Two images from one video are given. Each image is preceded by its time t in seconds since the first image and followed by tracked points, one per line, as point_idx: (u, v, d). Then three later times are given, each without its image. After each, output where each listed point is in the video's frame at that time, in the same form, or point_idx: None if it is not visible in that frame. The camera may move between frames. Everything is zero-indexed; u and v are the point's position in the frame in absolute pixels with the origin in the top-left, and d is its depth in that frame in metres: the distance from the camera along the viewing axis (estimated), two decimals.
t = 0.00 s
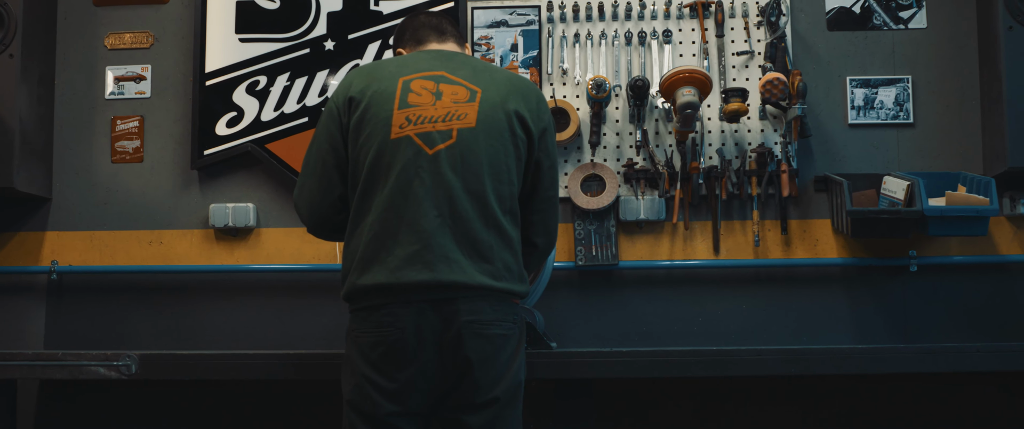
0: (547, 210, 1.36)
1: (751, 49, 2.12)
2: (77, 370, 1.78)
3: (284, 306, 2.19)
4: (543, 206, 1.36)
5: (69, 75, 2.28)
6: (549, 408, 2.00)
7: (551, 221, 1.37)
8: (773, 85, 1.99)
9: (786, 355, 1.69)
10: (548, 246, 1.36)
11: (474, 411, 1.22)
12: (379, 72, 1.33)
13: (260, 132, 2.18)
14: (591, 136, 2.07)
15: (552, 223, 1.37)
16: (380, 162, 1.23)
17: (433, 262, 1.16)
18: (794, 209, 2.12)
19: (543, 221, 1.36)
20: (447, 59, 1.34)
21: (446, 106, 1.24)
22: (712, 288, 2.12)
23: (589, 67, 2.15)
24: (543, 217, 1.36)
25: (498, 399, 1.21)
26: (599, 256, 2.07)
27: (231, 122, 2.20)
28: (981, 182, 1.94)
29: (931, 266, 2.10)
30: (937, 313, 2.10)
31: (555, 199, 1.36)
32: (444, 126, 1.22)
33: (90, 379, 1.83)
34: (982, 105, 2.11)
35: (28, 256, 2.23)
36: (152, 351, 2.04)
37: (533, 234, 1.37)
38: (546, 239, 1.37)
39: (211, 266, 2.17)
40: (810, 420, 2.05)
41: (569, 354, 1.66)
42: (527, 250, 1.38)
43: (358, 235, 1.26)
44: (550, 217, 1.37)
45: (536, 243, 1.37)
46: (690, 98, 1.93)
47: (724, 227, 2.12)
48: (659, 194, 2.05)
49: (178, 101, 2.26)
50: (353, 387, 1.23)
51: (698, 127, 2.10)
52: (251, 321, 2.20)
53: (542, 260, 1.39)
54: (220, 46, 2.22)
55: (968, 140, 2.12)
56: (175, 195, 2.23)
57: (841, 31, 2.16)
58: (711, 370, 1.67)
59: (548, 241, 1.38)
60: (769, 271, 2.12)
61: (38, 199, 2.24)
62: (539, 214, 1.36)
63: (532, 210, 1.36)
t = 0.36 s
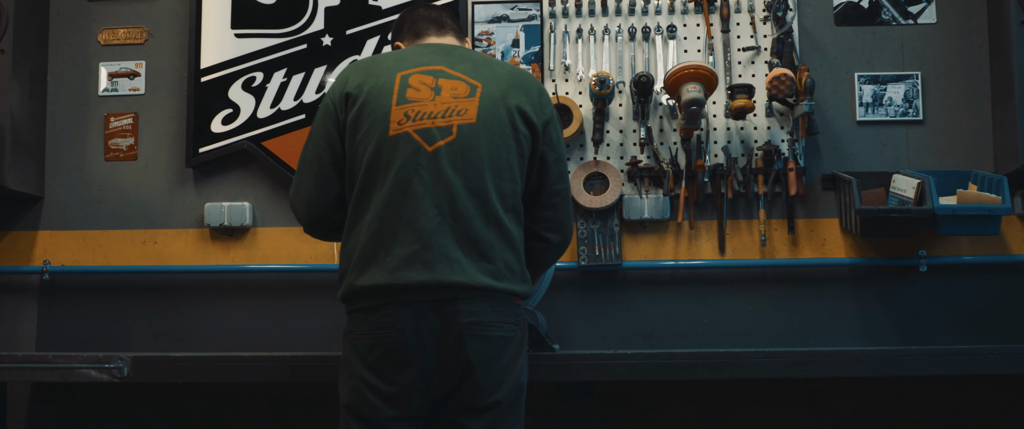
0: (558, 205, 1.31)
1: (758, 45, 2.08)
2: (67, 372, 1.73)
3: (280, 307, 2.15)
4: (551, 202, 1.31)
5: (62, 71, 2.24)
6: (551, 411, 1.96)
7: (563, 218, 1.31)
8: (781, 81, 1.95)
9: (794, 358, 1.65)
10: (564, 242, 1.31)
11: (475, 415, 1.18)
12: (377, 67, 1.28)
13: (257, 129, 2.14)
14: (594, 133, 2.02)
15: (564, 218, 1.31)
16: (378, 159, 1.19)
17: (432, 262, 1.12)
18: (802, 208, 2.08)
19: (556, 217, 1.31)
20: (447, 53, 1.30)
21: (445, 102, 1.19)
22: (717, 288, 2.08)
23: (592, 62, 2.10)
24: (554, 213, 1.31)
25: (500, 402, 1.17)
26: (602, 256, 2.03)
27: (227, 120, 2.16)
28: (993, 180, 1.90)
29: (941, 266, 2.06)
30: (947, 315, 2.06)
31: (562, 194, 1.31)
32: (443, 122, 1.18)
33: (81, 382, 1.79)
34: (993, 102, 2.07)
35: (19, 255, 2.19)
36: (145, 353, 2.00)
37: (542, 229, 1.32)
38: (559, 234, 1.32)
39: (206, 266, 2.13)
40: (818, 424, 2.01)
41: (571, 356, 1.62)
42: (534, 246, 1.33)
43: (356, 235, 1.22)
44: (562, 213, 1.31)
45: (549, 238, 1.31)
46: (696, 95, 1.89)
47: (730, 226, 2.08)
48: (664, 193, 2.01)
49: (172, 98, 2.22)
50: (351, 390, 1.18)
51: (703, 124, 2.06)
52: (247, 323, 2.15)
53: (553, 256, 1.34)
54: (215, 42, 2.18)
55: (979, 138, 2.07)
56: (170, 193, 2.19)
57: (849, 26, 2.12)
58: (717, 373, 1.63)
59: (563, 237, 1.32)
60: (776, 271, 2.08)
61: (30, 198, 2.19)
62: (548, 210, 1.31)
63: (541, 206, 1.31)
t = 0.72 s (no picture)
0: (561, 203, 1.26)
1: (763, 41, 2.04)
2: (57, 376, 1.68)
3: (277, 309, 2.11)
4: (554, 199, 1.26)
5: (54, 68, 2.20)
6: (553, 414, 1.92)
7: (567, 216, 1.27)
8: (787, 77, 1.91)
9: (803, 360, 1.61)
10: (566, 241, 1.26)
11: (476, 420, 1.13)
12: (374, 62, 1.24)
13: (252, 127, 2.10)
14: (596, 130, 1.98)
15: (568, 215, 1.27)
16: (375, 157, 1.14)
17: (432, 262, 1.08)
18: (808, 207, 2.04)
19: (559, 216, 1.26)
20: (446, 47, 1.25)
21: (445, 98, 1.15)
22: (722, 289, 2.04)
23: (595, 58, 2.06)
24: (556, 211, 1.26)
25: (502, 406, 1.12)
26: (605, 256, 1.98)
27: (222, 117, 2.11)
28: (1004, 178, 1.86)
29: (951, 266, 2.01)
30: (957, 315, 2.01)
31: (565, 191, 1.26)
32: (443, 118, 1.13)
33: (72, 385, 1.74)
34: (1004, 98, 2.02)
35: (11, 256, 2.14)
36: (139, 355, 1.95)
37: (544, 227, 1.27)
38: (561, 233, 1.27)
39: (201, 267, 2.08)
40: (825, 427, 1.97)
41: (574, 359, 1.57)
42: (537, 245, 1.29)
43: (353, 234, 1.18)
44: (565, 211, 1.27)
45: (550, 236, 1.27)
46: (701, 91, 1.85)
47: (735, 226, 2.04)
48: (668, 192, 1.97)
49: (166, 96, 2.17)
50: (348, 395, 1.14)
51: (708, 122, 2.02)
52: (243, 324, 2.11)
53: (556, 254, 1.29)
54: (210, 39, 2.13)
55: (989, 135, 2.03)
56: (164, 193, 2.15)
57: (856, 22, 2.08)
58: (724, 376, 1.59)
59: (566, 236, 1.27)
60: (782, 272, 2.04)
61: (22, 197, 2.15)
62: (551, 208, 1.26)
63: (544, 203, 1.27)
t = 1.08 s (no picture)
0: (556, 204, 1.23)
1: (768, 37, 2.00)
2: (45, 379, 1.64)
3: (271, 311, 2.07)
4: (548, 201, 1.23)
5: (45, 65, 2.16)
6: (553, 418, 1.88)
7: (561, 218, 1.24)
8: (792, 74, 1.87)
9: (810, 363, 1.57)
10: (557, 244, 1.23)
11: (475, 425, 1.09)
12: (370, 57, 1.19)
13: (247, 125, 2.06)
14: (598, 129, 1.94)
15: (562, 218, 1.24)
16: (372, 154, 1.09)
17: (431, 263, 1.03)
18: (814, 207, 2.00)
19: (551, 218, 1.23)
20: (443, 42, 1.21)
21: (443, 94, 1.11)
22: (725, 290, 2.00)
23: (596, 56, 2.03)
24: (550, 213, 1.23)
25: (501, 411, 1.08)
26: (606, 257, 1.94)
27: (216, 115, 2.07)
28: (1013, 177, 1.82)
29: (959, 267, 1.97)
30: (965, 317, 1.97)
31: (560, 194, 1.23)
32: (441, 115, 1.09)
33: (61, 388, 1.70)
34: (1012, 96, 1.99)
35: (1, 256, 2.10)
36: (130, 358, 1.91)
37: (537, 229, 1.24)
38: (552, 236, 1.24)
39: (194, 267, 2.04)
40: None
41: (574, 363, 1.53)
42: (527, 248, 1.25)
43: (348, 235, 1.13)
44: (560, 213, 1.23)
45: (542, 240, 1.24)
46: (704, 88, 1.81)
47: (739, 226, 2.00)
48: (671, 192, 1.93)
49: (159, 93, 2.13)
50: (343, 399, 1.09)
51: (711, 120, 1.98)
52: (237, 327, 2.07)
53: (547, 259, 1.25)
54: (204, 36, 2.10)
55: (998, 133, 1.99)
56: (156, 192, 2.11)
57: (862, 18, 2.04)
58: (729, 380, 1.55)
59: (556, 239, 1.24)
60: (787, 272, 2.00)
61: (12, 196, 2.11)
62: (545, 210, 1.23)
63: (540, 204, 1.23)
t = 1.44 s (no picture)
0: (548, 203, 1.20)
1: (772, 32, 1.96)
2: (33, 380, 1.61)
3: (266, 310, 2.03)
4: (541, 200, 1.20)
5: (36, 60, 2.12)
6: (553, 420, 1.84)
7: (550, 217, 1.22)
8: (797, 69, 1.83)
9: (816, 364, 1.53)
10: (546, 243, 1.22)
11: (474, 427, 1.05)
12: (366, 48, 1.13)
13: (241, 121, 2.02)
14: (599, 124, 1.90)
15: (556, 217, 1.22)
16: (369, 149, 1.05)
17: (430, 261, 1.00)
18: (819, 204, 1.96)
19: (542, 217, 1.21)
20: (442, 34, 1.15)
21: (442, 87, 1.06)
22: (728, 289, 1.96)
23: (596, 50, 1.99)
24: (542, 211, 1.20)
25: (501, 412, 1.04)
26: (607, 255, 1.90)
27: (209, 111, 2.04)
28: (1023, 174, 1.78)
29: (966, 266, 1.94)
30: (973, 317, 1.94)
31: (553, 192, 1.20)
32: (440, 108, 1.04)
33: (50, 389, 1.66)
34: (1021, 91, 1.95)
35: None
36: (122, 358, 1.87)
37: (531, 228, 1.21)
38: (542, 235, 1.22)
39: (187, 266, 2.01)
40: None
41: (574, 363, 1.49)
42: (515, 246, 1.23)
43: (344, 233, 1.08)
44: (550, 212, 1.21)
45: (532, 239, 1.22)
46: (707, 83, 1.78)
47: (742, 224, 1.96)
48: (673, 188, 1.89)
49: (152, 88, 2.10)
50: (339, 401, 1.05)
51: (714, 116, 1.94)
52: (231, 326, 2.03)
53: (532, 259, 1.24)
54: (198, 30, 2.06)
55: (1006, 130, 1.95)
56: (149, 189, 2.07)
57: (868, 12, 2.00)
58: (733, 381, 1.51)
59: (545, 238, 1.23)
60: (791, 271, 1.96)
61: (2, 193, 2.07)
62: (538, 208, 1.20)
63: (532, 202, 1.20)
